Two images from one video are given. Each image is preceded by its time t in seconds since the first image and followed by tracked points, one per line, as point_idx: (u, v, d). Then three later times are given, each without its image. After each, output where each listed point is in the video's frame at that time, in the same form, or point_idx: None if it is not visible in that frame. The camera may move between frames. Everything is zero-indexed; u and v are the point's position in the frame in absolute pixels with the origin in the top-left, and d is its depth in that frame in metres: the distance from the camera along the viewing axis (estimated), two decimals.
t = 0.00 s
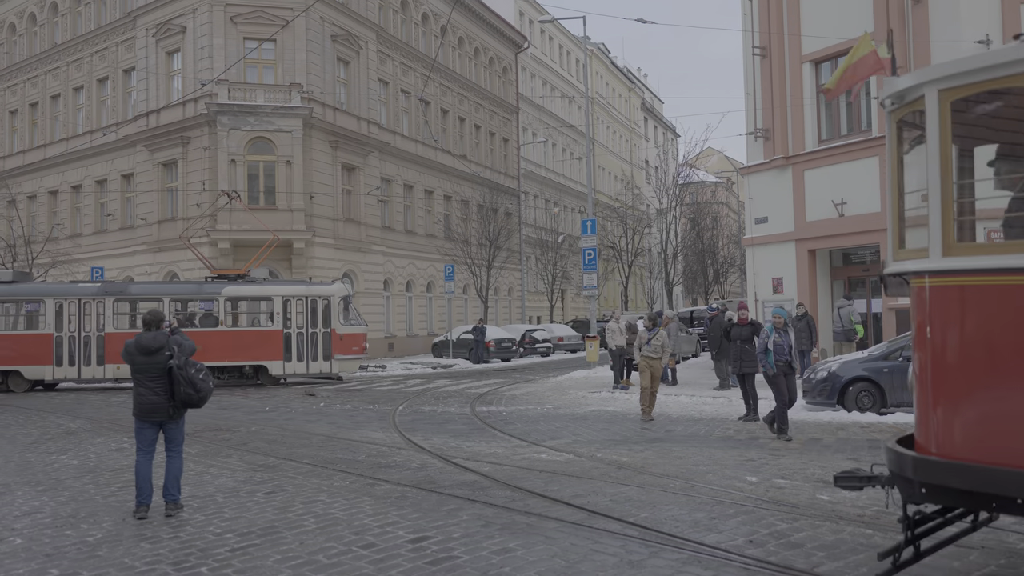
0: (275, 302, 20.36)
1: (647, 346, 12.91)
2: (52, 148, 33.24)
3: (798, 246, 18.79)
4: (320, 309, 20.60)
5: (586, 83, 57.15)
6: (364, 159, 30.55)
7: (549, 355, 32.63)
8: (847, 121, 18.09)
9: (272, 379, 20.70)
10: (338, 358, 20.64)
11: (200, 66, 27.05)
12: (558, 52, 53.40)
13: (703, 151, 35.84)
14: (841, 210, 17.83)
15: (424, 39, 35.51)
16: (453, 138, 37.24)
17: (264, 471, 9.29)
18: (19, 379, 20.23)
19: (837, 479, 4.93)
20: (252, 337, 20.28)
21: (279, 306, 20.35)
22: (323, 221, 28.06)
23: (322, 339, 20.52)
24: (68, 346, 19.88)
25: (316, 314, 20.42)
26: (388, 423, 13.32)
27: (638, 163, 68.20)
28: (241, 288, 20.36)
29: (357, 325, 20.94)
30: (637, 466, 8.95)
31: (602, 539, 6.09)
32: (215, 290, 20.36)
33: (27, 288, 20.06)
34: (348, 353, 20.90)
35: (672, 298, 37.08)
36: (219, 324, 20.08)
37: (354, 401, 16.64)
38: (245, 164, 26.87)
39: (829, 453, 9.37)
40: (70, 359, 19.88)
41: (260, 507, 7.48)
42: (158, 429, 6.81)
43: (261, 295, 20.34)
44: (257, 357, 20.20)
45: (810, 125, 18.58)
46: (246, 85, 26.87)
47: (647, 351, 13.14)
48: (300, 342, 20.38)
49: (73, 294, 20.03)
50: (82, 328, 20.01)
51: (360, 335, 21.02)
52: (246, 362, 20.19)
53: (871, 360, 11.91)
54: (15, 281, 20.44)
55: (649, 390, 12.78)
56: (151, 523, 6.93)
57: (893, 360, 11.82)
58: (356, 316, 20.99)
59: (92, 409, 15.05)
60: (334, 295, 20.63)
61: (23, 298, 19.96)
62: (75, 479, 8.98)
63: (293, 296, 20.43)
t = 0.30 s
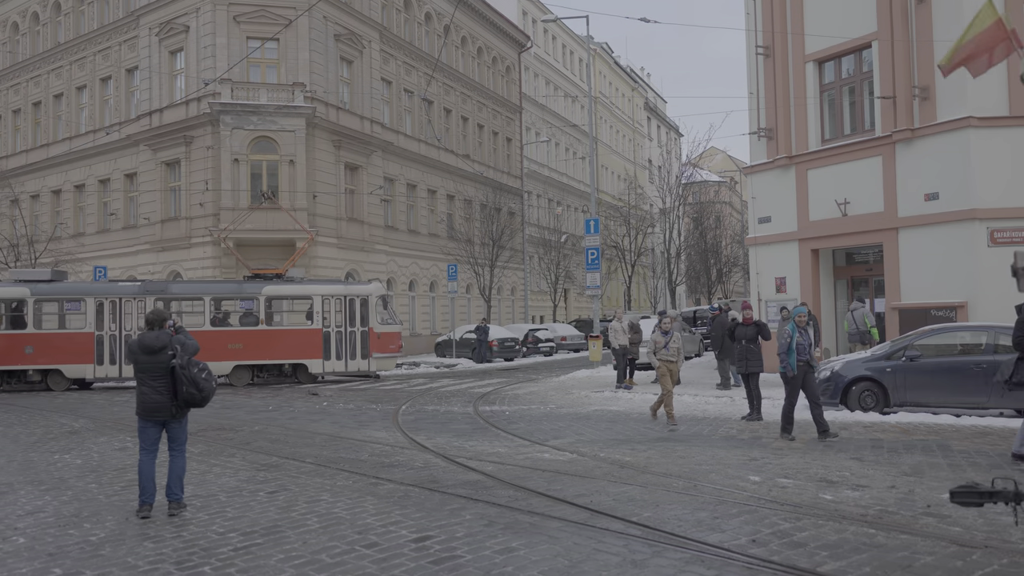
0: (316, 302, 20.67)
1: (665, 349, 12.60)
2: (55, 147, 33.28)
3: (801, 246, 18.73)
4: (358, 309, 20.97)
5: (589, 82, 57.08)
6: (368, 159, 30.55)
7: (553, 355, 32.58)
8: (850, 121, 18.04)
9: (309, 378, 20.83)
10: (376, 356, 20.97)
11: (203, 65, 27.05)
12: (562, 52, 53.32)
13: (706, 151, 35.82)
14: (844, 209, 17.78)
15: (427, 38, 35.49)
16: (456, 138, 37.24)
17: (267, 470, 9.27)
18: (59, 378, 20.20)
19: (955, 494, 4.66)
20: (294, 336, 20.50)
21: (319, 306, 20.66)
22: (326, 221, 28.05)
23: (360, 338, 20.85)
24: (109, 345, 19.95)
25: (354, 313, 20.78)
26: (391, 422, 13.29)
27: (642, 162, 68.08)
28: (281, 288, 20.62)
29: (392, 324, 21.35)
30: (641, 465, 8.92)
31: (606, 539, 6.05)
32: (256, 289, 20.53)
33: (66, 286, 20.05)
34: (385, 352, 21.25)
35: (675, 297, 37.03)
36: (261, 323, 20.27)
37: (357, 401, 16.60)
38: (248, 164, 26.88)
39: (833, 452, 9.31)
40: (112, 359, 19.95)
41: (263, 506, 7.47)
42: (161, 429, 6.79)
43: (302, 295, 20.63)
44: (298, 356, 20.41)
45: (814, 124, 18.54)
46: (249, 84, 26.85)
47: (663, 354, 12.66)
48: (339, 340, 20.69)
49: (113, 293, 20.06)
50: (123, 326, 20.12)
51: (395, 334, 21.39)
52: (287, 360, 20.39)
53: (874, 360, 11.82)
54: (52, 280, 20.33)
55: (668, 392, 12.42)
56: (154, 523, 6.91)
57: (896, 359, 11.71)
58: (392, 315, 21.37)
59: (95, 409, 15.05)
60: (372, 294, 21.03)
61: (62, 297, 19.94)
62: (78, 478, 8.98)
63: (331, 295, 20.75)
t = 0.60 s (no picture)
0: (352, 301, 20.83)
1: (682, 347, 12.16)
2: (58, 147, 33.32)
3: (804, 246, 18.69)
4: (393, 308, 21.24)
5: (591, 82, 57.04)
6: (370, 159, 30.57)
7: (555, 355, 32.54)
8: (852, 120, 18.00)
9: (345, 375, 21.10)
10: (410, 355, 21.31)
11: (206, 65, 27.06)
12: (564, 51, 53.28)
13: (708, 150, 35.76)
14: (847, 209, 17.76)
15: (430, 38, 35.50)
16: (459, 137, 37.24)
17: (270, 469, 9.28)
18: (97, 378, 20.06)
19: None
20: (330, 335, 20.64)
21: (356, 305, 20.83)
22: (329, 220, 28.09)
23: (395, 337, 21.19)
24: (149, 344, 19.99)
25: (389, 313, 21.06)
26: (393, 422, 13.28)
27: (644, 162, 67.99)
28: (318, 288, 20.71)
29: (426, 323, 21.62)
30: (643, 465, 8.90)
31: (608, 538, 6.05)
32: (295, 288, 20.66)
33: (108, 285, 20.10)
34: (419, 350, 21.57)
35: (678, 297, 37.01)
36: (299, 322, 20.42)
37: (359, 401, 16.60)
38: (251, 163, 26.89)
39: (835, 452, 9.28)
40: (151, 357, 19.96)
41: (266, 505, 7.48)
42: (164, 428, 6.79)
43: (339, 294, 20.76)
44: (334, 355, 20.56)
45: (816, 124, 18.52)
46: (252, 84, 26.86)
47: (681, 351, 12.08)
48: (375, 339, 20.97)
49: (153, 293, 20.21)
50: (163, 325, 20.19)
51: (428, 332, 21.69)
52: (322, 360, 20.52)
53: (877, 360, 11.81)
54: (92, 280, 20.29)
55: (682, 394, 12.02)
56: (157, 522, 6.92)
57: (899, 359, 11.69)
58: (425, 314, 21.68)
59: (97, 408, 15.05)
60: (406, 294, 21.34)
61: (103, 296, 19.98)
62: (81, 477, 8.99)
63: (367, 295, 20.94)
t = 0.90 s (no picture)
0: (387, 301, 21.09)
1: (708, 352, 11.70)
2: (61, 147, 33.37)
3: (806, 245, 18.67)
4: (426, 308, 21.37)
5: (594, 81, 57.00)
6: (372, 159, 30.56)
7: (558, 355, 32.49)
8: (855, 120, 17.98)
9: (379, 372, 21.41)
10: (444, 353, 21.38)
11: (209, 65, 27.08)
12: (566, 51, 53.25)
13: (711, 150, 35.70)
14: (849, 209, 17.74)
15: (432, 38, 35.51)
16: (461, 138, 37.24)
17: (272, 469, 9.27)
18: (136, 377, 19.95)
19: None
20: (364, 334, 20.88)
21: (390, 304, 21.11)
22: (331, 220, 28.10)
23: (429, 336, 21.30)
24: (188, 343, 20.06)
25: (423, 312, 21.22)
26: (396, 422, 13.27)
27: (647, 161, 67.94)
28: (355, 288, 20.99)
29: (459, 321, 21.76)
30: (645, 465, 8.89)
31: (611, 538, 6.04)
32: (331, 288, 20.93)
33: (147, 285, 20.16)
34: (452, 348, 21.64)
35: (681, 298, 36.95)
36: (336, 321, 20.69)
37: (362, 400, 16.58)
38: (253, 163, 26.89)
39: (837, 452, 9.26)
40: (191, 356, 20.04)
41: (268, 505, 7.47)
42: (167, 427, 6.79)
43: (373, 294, 21.03)
44: (370, 352, 20.84)
45: (819, 124, 18.49)
46: (255, 84, 26.88)
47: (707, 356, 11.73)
48: (410, 337, 21.20)
49: (191, 292, 20.23)
50: (202, 324, 20.24)
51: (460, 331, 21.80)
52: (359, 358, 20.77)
53: (879, 360, 11.79)
54: (129, 280, 20.41)
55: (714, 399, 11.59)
56: (160, 521, 6.92)
57: (902, 359, 11.68)
58: (458, 313, 21.76)
59: (100, 408, 15.05)
60: (440, 294, 21.43)
61: (144, 296, 20.08)
62: (83, 477, 8.99)
63: (401, 294, 21.20)
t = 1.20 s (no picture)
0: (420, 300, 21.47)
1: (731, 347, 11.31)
2: (63, 147, 33.41)
3: (808, 245, 18.64)
4: (456, 308, 21.78)
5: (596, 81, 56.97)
6: (374, 158, 30.57)
7: (560, 355, 32.46)
8: (857, 120, 17.96)
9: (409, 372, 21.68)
10: (474, 352, 21.82)
11: (211, 65, 27.09)
12: (569, 51, 53.25)
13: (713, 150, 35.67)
14: (851, 209, 17.72)
15: (434, 38, 35.53)
16: (463, 137, 37.25)
17: (273, 469, 9.26)
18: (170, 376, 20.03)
19: None
20: (398, 333, 21.21)
21: (423, 304, 21.48)
22: (333, 220, 28.13)
23: (460, 334, 21.73)
24: (227, 342, 20.09)
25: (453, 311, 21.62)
26: (398, 422, 13.26)
27: (649, 161, 67.91)
28: (389, 287, 21.34)
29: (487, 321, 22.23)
30: (647, 465, 8.88)
31: (612, 538, 6.03)
32: (365, 288, 21.23)
33: (185, 285, 20.08)
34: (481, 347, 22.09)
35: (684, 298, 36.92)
36: (371, 320, 20.99)
37: (363, 400, 16.58)
38: (255, 163, 26.90)
39: (839, 452, 9.26)
40: (228, 355, 20.07)
41: (270, 505, 7.46)
42: (169, 428, 6.80)
43: (407, 293, 21.37)
44: (405, 351, 21.17)
45: (821, 124, 18.46)
46: (257, 84, 26.89)
47: (729, 351, 11.29)
48: (441, 336, 21.57)
49: (229, 291, 20.24)
50: (239, 324, 20.27)
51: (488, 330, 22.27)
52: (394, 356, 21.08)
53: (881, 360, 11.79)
54: (166, 280, 20.38)
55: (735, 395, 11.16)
56: (161, 521, 6.92)
57: (903, 359, 11.68)
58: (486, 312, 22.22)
59: (102, 408, 15.05)
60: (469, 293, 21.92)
61: (182, 295, 19.98)
62: (85, 476, 8.99)
63: (433, 294, 21.59)
